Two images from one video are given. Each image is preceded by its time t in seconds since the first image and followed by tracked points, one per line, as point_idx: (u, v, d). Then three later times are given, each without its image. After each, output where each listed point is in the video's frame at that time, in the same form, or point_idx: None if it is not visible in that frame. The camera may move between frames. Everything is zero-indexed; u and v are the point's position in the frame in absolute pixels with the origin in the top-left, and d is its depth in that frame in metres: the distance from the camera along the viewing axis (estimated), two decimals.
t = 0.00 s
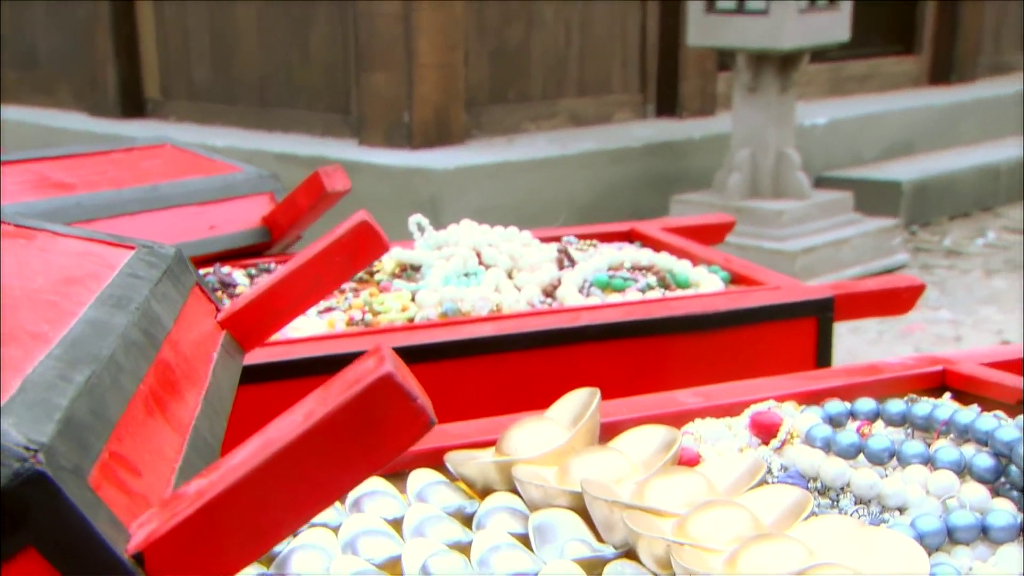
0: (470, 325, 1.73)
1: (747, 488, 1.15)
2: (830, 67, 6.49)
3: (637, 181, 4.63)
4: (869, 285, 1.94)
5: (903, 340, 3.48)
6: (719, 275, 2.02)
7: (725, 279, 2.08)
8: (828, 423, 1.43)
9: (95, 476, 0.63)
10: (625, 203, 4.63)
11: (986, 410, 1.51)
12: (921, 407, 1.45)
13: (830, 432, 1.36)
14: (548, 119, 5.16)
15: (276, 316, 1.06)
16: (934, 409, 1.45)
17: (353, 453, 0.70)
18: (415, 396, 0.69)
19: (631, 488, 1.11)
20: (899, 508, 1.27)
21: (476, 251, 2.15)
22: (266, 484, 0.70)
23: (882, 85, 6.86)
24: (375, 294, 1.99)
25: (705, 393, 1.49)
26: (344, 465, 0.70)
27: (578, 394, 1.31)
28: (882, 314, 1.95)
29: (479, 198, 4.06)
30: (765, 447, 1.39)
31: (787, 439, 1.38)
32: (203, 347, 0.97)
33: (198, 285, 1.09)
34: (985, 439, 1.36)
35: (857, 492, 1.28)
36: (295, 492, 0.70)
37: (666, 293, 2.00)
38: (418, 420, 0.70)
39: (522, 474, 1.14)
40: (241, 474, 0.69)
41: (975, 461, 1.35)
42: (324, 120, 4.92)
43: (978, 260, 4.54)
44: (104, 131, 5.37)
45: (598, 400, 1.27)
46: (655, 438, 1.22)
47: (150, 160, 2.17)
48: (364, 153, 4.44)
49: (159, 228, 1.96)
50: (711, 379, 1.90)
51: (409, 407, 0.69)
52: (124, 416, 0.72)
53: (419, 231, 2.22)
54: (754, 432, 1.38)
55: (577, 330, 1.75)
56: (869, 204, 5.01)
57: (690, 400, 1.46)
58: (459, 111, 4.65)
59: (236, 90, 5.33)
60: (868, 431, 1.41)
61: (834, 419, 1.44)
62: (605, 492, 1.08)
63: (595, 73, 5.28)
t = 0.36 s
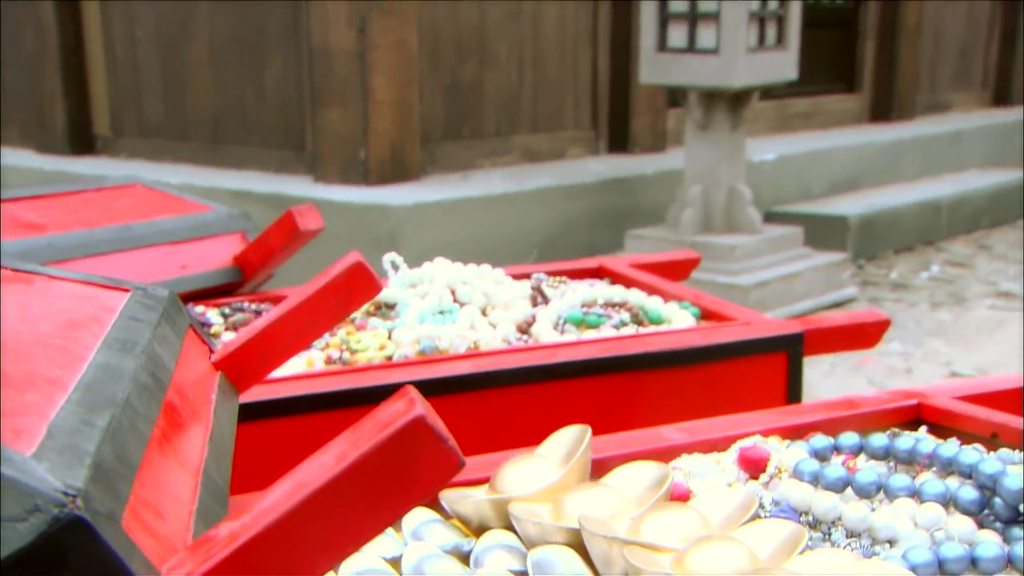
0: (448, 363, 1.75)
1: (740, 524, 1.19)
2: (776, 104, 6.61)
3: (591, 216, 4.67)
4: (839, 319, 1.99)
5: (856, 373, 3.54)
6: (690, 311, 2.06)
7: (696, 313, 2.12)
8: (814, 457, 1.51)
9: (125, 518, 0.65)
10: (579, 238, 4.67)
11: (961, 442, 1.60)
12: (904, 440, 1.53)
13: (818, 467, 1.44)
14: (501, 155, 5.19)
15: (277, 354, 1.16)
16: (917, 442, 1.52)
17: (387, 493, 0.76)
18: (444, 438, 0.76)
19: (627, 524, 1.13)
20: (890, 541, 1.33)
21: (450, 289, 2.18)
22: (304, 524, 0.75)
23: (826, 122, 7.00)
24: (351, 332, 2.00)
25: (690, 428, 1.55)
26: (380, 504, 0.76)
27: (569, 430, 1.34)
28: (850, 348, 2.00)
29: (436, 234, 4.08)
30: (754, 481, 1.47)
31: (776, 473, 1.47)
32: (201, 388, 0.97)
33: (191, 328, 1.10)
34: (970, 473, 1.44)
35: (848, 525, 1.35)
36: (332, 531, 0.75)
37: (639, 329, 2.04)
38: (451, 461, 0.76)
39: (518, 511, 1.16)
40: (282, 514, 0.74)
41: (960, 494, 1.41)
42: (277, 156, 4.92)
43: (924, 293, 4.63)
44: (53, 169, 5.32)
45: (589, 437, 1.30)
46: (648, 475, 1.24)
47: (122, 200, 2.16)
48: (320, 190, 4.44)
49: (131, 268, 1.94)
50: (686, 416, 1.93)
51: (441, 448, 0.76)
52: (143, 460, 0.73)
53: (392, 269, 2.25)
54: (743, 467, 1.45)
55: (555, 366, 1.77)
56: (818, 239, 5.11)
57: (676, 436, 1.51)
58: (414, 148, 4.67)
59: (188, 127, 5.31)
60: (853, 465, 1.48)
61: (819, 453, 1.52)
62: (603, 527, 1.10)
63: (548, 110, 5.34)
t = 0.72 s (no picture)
0: (428, 402, 1.79)
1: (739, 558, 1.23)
2: (725, 141, 6.72)
3: (546, 252, 4.70)
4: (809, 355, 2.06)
5: (812, 406, 3.60)
6: (664, 346, 2.11)
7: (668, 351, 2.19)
8: (805, 492, 1.56)
9: (167, 563, 0.68)
10: (536, 274, 4.69)
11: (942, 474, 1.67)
12: (892, 476, 1.58)
13: (810, 501, 1.48)
14: (456, 192, 5.22)
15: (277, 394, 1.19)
16: (904, 477, 1.59)
17: (426, 534, 0.81)
18: (482, 479, 0.80)
19: (628, 562, 1.16)
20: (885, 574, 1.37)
21: (427, 327, 2.25)
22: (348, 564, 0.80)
23: (771, 159, 7.13)
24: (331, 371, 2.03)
25: (678, 465, 1.62)
26: (422, 544, 0.81)
27: (564, 465, 1.38)
28: (821, 383, 2.06)
29: (394, 271, 4.08)
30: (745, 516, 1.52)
31: (768, 508, 1.53)
32: (207, 429, 0.98)
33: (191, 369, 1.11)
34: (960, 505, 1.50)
35: (844, 559, 1.40)
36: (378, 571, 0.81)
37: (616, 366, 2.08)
38: (491, 500, 0.81)
39: (518, 548, 1.18)
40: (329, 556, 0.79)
41: (951, 526, 1.46)
42: (231, 194, 4.91)
43: (874, 326, 4.71)
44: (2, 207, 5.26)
45: (585, 475, 1.34)
46: (645, 512, 1.26)
47: (96, 241, 2.15)
48: (276, 227, 4.44)
49: (107, 308, 1.93)
50: (663, 453, 1.97)
51: (480, 489, 0.80)
52: (172, 503, 0.76)
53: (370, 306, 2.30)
54: (737, 503, 1.51)
55: (536, 403, 1.81)
56: (768, 274, 5.19)
57: (665, 473, 1.58)
58: (370, 187, 4.68)
59: (140, 165, 5.29)
60: (844, 500, 1.54)
61: (809, 487, 1.57)
62: (605, 563, 1.12)
63: (501, 147, 5.39)
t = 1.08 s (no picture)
0: (423, 439, 1.89)
1: None
2: (680, 178, 6.80)
3: (509, 288, 4.73)
4: (791, 390, 2.19)
5: (777, 439, 3.64)
6: (650, 383, 2.24)
7: (654, 385, 2.31)
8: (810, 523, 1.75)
9: None
10: (500, 310, 4.72)
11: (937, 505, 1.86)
12: (894, 509, 1.77)
13: (818, 533, 1.66)
14: (418, 229, 5.23)
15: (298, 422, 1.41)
16: (906, 510, 1.77)
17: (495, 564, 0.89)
18: (543, 513, 0.91)
19: None
20: None
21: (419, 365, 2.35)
22: None
23: (725, 195, 7.23)
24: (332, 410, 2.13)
25: (681, 498, 1.75)
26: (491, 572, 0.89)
27: (576, 503, 1.40)
28: (802, 417, 2.20)
29: (360, 307, 4.08)
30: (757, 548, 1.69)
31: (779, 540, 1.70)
32: (233, 465, 1.00)
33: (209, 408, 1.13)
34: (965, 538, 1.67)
35: None
36: None
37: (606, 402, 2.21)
38: (551, 534, 0.92)
39: None
40: None
41: (957, 557, 1.62)
42: (192, 231, 4.89)
43: (831, 359, 4.79)
44: None
45: (598, 508, 1.37)
46: (658, 548, 1.33)
47: (83, 281, 2.16)
48: (239, 264, 4.42)
49: (94, 348, 1.95)
50: (656, 484, 2.09)
51: (541, 522, 0.91)
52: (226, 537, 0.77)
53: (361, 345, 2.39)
54: (745, 535, 1.67)
55: (531, 439, 1.93)
56: (726, 309, 5.26)
57: (669, 507, 1.71)
58: (334, 224, 4.68)
59: (98, 202, 5.25)
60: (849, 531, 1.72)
61: (814, 520, 1.76)
62: None
63: (462, 184, 5.42)
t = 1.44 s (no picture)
0: (433, 475, 1.92)
1: None
2: (642, 214, 6.88)
3: (479, 324, 4.76)
4: (787, 424, 2.25)
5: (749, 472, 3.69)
6: (650, 418, 2.31)
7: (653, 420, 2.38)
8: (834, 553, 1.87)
9: None
10: (469, 346, 4.74)
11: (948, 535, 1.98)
12: (915, 540, 1.90)
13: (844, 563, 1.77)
14: (386, 265, 5.25)
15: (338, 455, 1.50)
16: (926, 542, 1.90)
17: None
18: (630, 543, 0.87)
19: None
20: None
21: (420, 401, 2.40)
22: None
23: (686, 231, 7.32)
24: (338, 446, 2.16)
25: (701, 532, 1.84)
26: None
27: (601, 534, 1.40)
28: (798, 450, 2.27)
29: (332, 344, 4.09)
30: None
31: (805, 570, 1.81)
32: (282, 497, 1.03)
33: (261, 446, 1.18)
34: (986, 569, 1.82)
35: None
36: None
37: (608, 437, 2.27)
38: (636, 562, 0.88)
39: None
40: None
41: None
42: (160, 268, 4.87)
43: (796, 393, 4.86)
44: None
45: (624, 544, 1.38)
46: None
47: (83, 319, 2.19)
48: (208, 301, 4.41)
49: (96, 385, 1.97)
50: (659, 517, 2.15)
51: (629, 553, 0.87)
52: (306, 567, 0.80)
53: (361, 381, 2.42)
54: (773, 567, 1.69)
55: (539, 475, 1.98)
56: (692, 344, 5.32)
57: (691, 540, 1.80)
58: (303, 260, 4.68)
59: (63, 238, 5.21)
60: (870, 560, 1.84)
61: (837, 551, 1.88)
62: None
63: (429, 220, 5.46)
